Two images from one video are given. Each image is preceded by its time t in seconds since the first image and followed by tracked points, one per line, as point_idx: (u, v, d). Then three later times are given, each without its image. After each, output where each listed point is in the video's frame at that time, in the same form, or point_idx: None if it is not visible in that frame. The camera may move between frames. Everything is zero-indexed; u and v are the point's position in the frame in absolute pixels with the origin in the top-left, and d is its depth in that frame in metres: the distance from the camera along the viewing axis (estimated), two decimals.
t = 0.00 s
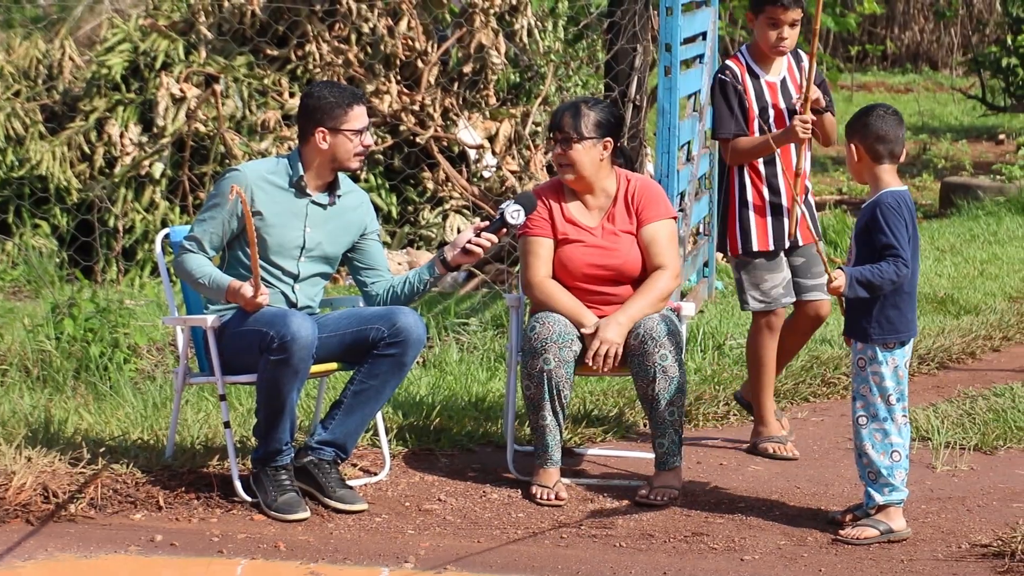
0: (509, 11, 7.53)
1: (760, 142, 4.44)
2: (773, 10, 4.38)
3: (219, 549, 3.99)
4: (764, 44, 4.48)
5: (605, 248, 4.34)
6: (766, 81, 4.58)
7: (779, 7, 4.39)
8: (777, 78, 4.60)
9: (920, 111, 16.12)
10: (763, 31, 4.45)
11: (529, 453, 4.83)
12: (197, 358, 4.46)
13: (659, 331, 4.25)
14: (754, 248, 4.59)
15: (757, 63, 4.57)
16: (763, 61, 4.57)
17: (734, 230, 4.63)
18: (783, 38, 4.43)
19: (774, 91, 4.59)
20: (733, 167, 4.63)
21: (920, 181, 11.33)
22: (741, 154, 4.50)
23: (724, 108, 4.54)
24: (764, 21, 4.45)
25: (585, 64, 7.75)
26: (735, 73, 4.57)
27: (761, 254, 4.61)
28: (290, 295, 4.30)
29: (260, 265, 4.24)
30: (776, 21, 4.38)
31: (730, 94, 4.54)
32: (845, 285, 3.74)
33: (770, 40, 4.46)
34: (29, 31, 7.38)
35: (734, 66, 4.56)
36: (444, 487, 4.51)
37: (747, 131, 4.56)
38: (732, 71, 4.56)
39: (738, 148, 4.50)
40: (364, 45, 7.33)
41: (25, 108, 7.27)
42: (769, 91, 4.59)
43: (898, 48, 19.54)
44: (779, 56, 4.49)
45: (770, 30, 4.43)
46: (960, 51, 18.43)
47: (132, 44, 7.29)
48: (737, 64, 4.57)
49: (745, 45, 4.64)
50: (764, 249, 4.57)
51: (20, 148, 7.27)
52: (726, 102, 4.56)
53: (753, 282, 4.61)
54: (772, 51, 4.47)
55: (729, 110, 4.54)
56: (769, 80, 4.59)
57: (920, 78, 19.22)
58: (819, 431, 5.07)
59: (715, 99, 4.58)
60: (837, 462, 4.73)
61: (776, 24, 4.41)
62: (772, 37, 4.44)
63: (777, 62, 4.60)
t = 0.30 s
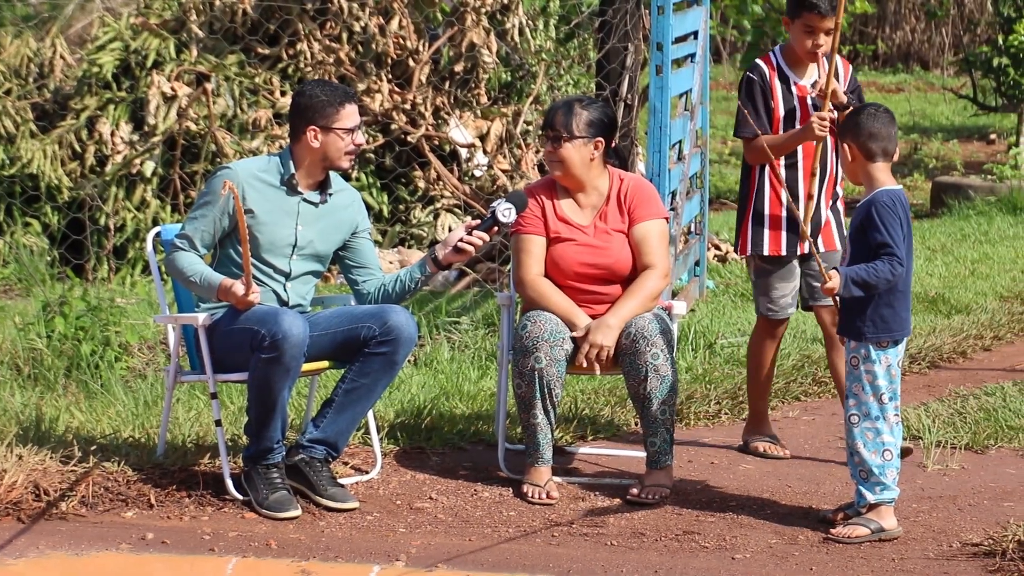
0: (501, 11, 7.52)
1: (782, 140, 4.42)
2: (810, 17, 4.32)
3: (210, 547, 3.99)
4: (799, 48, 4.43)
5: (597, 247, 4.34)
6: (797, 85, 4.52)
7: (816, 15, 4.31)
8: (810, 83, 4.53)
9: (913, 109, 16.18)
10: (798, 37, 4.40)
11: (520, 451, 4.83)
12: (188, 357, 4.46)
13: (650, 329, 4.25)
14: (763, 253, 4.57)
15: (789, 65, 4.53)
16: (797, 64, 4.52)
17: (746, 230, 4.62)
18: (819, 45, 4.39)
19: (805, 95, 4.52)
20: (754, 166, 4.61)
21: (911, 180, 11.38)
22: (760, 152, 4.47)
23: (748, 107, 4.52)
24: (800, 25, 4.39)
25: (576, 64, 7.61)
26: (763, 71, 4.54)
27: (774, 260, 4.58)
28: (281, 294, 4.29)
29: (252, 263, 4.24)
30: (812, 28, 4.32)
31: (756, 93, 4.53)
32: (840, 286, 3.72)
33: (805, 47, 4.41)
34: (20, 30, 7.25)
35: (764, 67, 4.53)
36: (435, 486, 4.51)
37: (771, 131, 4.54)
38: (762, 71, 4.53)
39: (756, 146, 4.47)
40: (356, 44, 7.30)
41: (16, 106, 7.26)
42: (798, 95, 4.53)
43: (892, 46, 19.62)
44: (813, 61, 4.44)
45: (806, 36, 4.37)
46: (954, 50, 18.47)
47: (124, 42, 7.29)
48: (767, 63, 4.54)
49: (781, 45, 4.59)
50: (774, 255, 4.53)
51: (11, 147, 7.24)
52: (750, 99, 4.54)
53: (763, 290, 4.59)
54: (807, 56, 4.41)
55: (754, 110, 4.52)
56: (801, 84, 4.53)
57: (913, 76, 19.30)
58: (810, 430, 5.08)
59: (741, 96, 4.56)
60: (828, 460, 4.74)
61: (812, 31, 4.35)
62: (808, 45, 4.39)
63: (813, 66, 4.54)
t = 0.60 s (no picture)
0: (494, 8, 7.54)
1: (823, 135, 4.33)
2: (847, 9, 4.25)
3: (203, 544, 3.99)
4: (839, 42, 4.36)
5: (591, 244, 4.34)
6: (841, 80, 4.44)
7: (854, 7, 4.24)
8: (854, 77, 4.44)
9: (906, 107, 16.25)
10: (837, 30, 4.33)
11: (513, 449, 4.84)
12: (182, 354, 4.46)
13: (642, 327, 4.25)
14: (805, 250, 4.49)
15: (834, 61, 4.44)
16: (840, 59, 4.44)
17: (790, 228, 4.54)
18: (858, 38, 4.31)
19: (849, 89, 4.44)
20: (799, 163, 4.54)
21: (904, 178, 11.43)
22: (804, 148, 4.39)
23: (790, 104, 4.45)
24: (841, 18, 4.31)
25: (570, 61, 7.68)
26: (806, 68, 4.46)
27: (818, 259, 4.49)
28: (274, 291, 4.30)
29: (246, 260, 4.23)
30: (849, 20, 4.25)
31: (799, 89, 4.45)
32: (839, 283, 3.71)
33: (844, 40, 4.34)
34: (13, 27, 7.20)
35: (808, 62, 4.45)
36: (428, 483, 4.51)
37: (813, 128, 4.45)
38: (805, 67, 4.46)
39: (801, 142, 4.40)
40: (349, 41, 7.33)
41: (9, 105, 7.25)
42: (842, 90, 4.44)
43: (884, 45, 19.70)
44: (853, 54, 4.36)
45: (844, 29, 4.30)
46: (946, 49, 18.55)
47: (116, 40, 7.26)
48: (810, 59, 4.46)
49: (825, 41, 4.51)
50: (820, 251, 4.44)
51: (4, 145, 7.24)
52: (793, 96, 4.46)
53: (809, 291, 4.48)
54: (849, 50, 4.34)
55: (796, 106, 4.44)
56: (845, 79, 4.44)
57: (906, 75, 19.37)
58: (803, 427, 5.10)
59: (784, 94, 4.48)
60: (821, 457, 4.75)
61: (850, 23, 4.28)
62: (847, 37, 4.32)
63: (857, 61, 4.45)
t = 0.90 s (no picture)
0: (486, 5, 7.56)
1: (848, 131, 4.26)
2: (864, 4, 4.19)
3: (195, 541, 3.99)
4: (860, 37, 4.29)
5: (583, 240, 4.34)
6: (864, 76, 4.37)
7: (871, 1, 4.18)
8: (878, 72, 4.36)
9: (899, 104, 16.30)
10: (857, 25, 4.27)
11: (505, 445, 4.85)
12: (173, 350, 4.46)
13: (635, 323, 4.25)
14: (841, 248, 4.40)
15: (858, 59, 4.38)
16: (863, 55, 4.38)
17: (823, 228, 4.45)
18: (878, 32, 4.24)
19: (875, 85, 4.36)
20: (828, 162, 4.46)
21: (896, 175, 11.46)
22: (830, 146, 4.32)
23: (815, 103, 4.39)
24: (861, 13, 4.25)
25: (561, 57, 7.56)
26: (830, 66, 4.40)
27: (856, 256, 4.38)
28: (267, 287, 4.28)
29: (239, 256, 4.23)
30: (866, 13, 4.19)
31: (825, 87, 4.39)
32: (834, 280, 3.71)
33: (864, 35, 4.27)
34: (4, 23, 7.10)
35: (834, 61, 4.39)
36: (420, 480, 4.52)
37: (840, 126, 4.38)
38: (829, 65, 4.41)
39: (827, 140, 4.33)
40: (341, 37, 7.32)
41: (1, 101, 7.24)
42: (867, 86, 4.36)
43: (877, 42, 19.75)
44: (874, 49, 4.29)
45: (863, 24, 4.24)
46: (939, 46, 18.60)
47: (108, 35, 7.25)
48: (833, 57, 4.40)
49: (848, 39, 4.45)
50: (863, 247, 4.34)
51: None
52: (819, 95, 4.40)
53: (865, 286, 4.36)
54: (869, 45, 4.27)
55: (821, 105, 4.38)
56: (869, 75, 4.36)
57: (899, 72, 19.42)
58: (795, 424, 5.10)
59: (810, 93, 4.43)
60: (812, 453, 4.76)
61: (869, 17, 4.21)
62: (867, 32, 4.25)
63: (883, 57, 4.37)
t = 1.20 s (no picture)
0: (480, 4, 7.61)
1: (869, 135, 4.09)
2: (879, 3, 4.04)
3: (189, 540, 3.98)
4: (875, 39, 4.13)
5: (578, 238, 4.34)
6: (882, 79, 4.19)
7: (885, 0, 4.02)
8: (896, 76, 4.19)
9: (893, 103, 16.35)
10: (873, 26, 4.11)
11: (499, 444, 4.84)
12: (167, 349, 4.45)
13: (629, 322, 4.25)
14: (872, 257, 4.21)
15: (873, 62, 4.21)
16: (879, 57, 4.21)
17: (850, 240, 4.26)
18: (895, 32, 4.07)
19: (893, 89, 4.18)
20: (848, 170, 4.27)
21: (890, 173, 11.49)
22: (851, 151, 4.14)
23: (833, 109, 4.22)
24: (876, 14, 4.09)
25: (554, 56, 7.68)
26: (846, 71, 4.23)
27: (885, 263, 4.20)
28: (260, 287, 4.28)
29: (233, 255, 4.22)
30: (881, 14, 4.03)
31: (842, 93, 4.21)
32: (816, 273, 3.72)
33: (881, 36, 4.10)
34: None
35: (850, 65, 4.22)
36: (414, 478, 4.51)
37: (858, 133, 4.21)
38: (846, 69, 4.23)
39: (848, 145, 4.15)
40: (334, 36, 7.35)
41: None
42: (887, 91, 4.19)
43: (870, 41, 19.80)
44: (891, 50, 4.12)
45: (879, 25, 4.08)
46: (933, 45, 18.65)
47: (101, 35, 7.26)
48: (849, 62, 4.24)
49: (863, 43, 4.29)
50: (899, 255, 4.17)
51: None
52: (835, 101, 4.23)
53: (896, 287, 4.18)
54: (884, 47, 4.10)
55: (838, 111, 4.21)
56: (888, 79, 4.19)
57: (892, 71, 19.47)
58: (789, 422, 5.10)
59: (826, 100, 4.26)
60: (805, 451, 4.76)
61: (884, 17, 4.05)
62: (882, 33, 4.09)
63: (899, 60, 4.21)
